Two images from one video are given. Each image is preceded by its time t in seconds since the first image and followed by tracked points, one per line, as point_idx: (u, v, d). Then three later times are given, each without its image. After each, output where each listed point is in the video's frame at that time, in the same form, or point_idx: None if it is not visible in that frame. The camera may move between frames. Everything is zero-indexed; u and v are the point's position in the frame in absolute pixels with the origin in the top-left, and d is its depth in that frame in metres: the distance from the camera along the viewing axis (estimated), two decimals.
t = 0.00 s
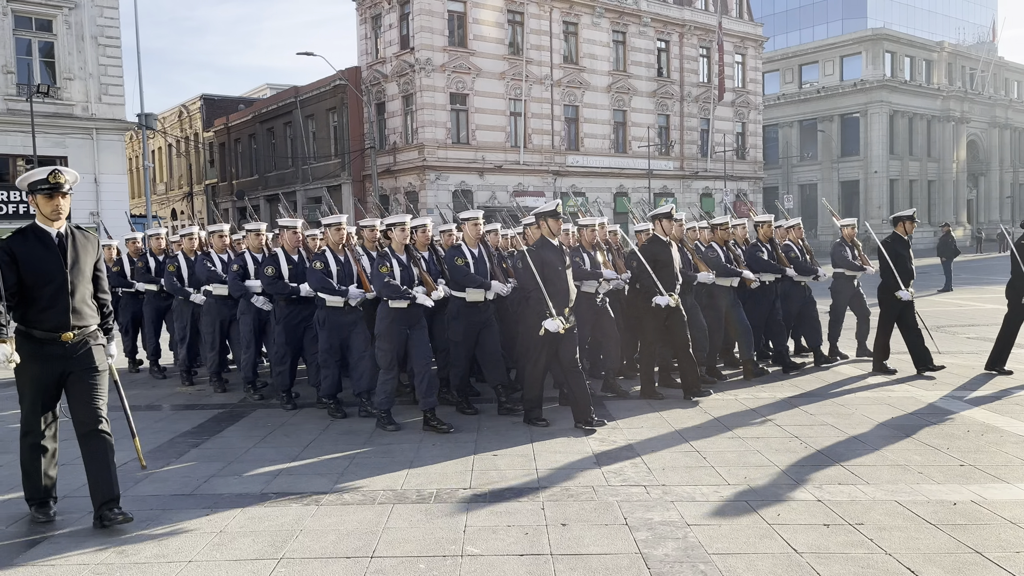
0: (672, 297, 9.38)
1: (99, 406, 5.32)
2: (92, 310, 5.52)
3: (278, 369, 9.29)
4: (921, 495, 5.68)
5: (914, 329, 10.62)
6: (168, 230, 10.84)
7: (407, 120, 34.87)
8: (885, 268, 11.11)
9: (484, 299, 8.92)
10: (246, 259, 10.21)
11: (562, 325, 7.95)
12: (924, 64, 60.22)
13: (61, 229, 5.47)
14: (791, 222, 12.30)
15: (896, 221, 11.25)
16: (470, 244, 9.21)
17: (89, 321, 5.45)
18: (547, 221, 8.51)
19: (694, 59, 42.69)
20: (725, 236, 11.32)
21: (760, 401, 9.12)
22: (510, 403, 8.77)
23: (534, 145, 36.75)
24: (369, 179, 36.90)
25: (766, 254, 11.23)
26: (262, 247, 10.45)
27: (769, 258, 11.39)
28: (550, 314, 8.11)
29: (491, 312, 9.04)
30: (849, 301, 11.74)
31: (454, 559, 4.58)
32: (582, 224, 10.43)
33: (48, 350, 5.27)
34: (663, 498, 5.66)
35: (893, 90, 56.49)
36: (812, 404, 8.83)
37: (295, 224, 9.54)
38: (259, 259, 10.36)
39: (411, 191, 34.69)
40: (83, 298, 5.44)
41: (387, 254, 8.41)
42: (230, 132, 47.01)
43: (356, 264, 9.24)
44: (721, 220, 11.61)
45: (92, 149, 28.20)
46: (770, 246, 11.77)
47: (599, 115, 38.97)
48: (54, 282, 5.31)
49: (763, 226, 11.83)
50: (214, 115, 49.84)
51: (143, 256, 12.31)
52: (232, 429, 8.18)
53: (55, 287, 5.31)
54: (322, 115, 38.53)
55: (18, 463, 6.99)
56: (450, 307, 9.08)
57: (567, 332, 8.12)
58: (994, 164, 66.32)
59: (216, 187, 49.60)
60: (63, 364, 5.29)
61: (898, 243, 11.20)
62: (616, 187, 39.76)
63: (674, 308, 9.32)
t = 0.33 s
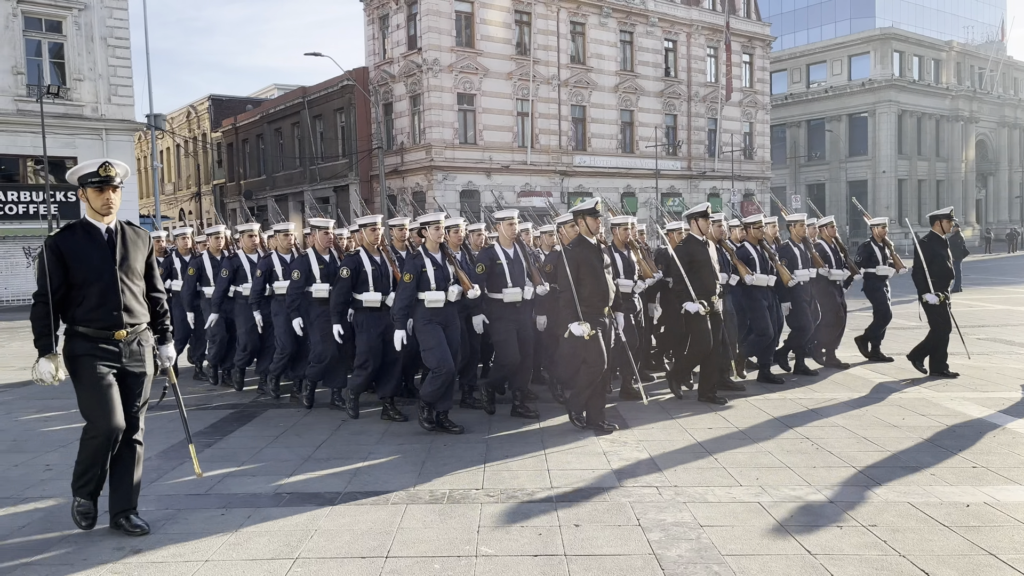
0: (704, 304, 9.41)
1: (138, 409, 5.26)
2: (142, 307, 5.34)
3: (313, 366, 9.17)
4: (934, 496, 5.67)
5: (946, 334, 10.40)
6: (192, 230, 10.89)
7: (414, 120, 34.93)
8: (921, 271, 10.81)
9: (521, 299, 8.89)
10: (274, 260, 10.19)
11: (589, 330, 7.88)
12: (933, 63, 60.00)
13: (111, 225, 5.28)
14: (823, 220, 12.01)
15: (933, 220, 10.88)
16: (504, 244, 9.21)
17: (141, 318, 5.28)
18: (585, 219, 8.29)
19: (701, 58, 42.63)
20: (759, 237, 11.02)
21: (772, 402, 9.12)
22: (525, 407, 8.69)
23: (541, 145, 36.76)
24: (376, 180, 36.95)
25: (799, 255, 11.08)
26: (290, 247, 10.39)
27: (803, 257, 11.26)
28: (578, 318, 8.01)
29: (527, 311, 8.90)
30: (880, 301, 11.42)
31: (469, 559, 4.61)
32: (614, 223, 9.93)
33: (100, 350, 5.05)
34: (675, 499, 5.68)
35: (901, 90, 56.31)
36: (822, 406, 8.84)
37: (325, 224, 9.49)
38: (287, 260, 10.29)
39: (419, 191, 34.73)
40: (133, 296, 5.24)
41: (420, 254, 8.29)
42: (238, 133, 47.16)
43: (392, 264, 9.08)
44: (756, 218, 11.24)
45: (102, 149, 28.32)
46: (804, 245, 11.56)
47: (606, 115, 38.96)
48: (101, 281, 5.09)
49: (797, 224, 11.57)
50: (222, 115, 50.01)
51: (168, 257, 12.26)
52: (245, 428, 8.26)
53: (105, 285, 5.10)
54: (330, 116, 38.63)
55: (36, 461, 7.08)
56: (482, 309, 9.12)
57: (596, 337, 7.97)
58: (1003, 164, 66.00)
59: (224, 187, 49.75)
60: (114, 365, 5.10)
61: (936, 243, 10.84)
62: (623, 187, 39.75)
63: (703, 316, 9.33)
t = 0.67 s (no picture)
0: (731, 311, 9.05)
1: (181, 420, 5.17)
2: (189, 313, 5.12)
3: (351, 372, 8.83)
4: (950, 496, 5.68)
5: (988, 337, 10.09)
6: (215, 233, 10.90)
7: (421, 121, 34.99)
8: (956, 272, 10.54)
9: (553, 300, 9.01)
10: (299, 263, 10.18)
11: (622, 334, 7.64)
12: (941, 63, 59.85)
13: (157, 230, 5.07)
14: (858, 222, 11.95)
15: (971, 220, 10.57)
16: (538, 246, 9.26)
17: (188, 325, 5.06)
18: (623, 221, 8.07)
19: (709, 58, 42.61)
20: (792, 237, 11.10)
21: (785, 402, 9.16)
22: (538, 407, 8.73)
23: (548, 145, 36.80)
24: (384, 180, 37.01)
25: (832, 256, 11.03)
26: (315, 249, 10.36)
27: (835, 259, 11.13)
28: (613, 320, 7.79)
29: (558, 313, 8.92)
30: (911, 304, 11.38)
31: (488, 558, 4.65)
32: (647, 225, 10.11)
33: (148, 361, 4.83)
34: (691, 498, 5.71)
35: (909, 90, 56.14)
36: (835, 405, 8.86)
37: (352, 226, 9.38)
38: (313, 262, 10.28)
39: (426, 191, 34.80)
40: (180, 302, 5.04)
41: (454, 257, 8.23)
42: (246, 133, 47.29)
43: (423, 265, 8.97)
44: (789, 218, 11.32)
45: (111, 149, 28.47)
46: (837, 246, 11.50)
47: (614, 115, 38.96)
48: (146, 291, 4.88)
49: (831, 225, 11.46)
50: (230, 115, 50.17)
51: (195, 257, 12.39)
52: (259, 428, 8.33)
53: (152, 294, 4.89)
54: (337, 116, 38.72)
55: (54, 459, 7.16)
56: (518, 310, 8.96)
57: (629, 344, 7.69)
58: (1012, 164, 65.73)
59: (231, 188, 49.88)
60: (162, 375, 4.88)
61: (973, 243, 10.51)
62: (630, 186, 39.75)
63: (731, 322, 9.01)
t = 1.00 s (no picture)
0: (786, 304, 8.96)
1: (250, 418, 4.79)
2: (235, 311, 4.98)
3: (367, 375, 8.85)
4: (963, 496, 5.69)
5: None
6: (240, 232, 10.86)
7: (428, 121, 35.04)
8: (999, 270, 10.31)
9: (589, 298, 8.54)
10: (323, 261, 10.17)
11: (682, 331, 7.59)
12: (948, 62, 59.72)
13: (204, 222, 4.94)
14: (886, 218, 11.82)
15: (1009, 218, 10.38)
16: (570, 243, 9.02)
17: (233, 323, 4.90)
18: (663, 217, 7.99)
19: (715, 58, 42.59)
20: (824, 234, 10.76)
21: (799, 402, 9.19)
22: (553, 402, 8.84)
23: (554, 145, 36.81)
24: (390, 179, 37.13)
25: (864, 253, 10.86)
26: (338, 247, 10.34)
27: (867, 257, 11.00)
28: (668, 318, 7.70)
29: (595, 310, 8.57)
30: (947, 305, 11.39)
31: (505, 555, 4.69)
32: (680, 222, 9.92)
33: (194, 358, 4.70)
34: (705, 497, 5.75)
35: (916, 89, 56.02)
36: (846, 405, 8.86)
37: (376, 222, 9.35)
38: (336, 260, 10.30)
39: (433, 191, 34.88)
40: (227, 298, 4.89)
41: (488, 253, 8.21)
42: (252, 133, 47.42)
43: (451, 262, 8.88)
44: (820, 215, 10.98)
45: (120, 150, 28.61)
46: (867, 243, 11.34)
47: (620, 115, 38.98)
48: (198, 284, 4.75)
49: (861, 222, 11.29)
50: (236, 116, 50.31)
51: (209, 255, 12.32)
52: (272, 427, 8.37)
53: (201, 287, 4.75)
54: (344, 116, 38.82)
55: (71, 458, 7.21)
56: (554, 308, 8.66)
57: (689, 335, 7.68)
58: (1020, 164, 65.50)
59: (238, 188, 50.03)
60: (207, 372, 4.73)
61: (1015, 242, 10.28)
62: (636, 186, 39.75)
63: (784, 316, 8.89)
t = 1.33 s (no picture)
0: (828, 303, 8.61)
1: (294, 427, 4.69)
2: (293, 314, 4.91)
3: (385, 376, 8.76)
4: (970, 495, 5.71)
5: None
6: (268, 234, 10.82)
7: (432, 121, 35.05)
8: None
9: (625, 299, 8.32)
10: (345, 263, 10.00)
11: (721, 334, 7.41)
12: (952, 61, 59.64)
13: (262, 222, 4.90)
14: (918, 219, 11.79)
15: None
16: (605, 243, 8.68)
17: (290, 327, 4.84)
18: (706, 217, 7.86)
19: (719, 58, 42.56)
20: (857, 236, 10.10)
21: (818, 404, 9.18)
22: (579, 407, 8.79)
23: (558, 145, 36.83)
24: (394, 179, 37.20)
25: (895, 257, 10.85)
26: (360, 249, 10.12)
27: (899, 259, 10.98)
28: (710, 320, 7.52)
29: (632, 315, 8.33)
30: (973, 306, 11.39)
31: (516, 552, 4.72)
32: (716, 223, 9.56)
33: (251, 364, 4.63)
34: (713, 495, 5.79)
35: (921, 88, 55.91)
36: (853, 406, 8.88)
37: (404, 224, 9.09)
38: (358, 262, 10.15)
39: (436, 191, 34.95)
40: (284, 300, 4.83)
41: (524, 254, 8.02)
42: (256, 133, 47.51)
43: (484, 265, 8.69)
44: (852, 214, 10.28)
45: (125, 150, 28.73)
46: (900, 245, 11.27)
47: (623, 115, 38.99)
48: (256, 285, 4.71)
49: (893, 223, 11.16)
50: (241, 116, 50.40)
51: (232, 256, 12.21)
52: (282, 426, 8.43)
53: (258, 290, 4.71)
54: (348, 116, 38.90)
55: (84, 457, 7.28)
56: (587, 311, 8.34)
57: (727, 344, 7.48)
58: None
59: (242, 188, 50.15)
60: (264, 380, 4.66)
61: None
62: (640, 186, 39.73)
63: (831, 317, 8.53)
